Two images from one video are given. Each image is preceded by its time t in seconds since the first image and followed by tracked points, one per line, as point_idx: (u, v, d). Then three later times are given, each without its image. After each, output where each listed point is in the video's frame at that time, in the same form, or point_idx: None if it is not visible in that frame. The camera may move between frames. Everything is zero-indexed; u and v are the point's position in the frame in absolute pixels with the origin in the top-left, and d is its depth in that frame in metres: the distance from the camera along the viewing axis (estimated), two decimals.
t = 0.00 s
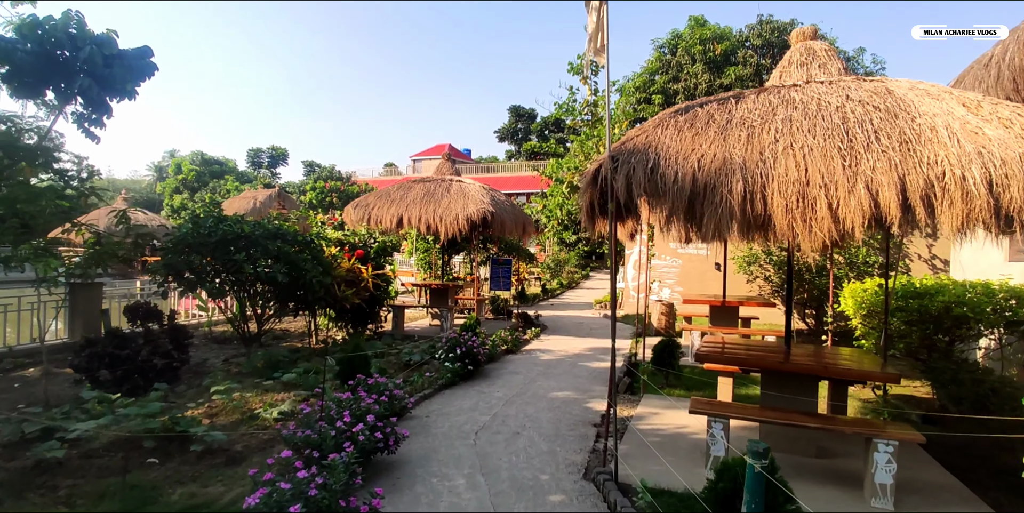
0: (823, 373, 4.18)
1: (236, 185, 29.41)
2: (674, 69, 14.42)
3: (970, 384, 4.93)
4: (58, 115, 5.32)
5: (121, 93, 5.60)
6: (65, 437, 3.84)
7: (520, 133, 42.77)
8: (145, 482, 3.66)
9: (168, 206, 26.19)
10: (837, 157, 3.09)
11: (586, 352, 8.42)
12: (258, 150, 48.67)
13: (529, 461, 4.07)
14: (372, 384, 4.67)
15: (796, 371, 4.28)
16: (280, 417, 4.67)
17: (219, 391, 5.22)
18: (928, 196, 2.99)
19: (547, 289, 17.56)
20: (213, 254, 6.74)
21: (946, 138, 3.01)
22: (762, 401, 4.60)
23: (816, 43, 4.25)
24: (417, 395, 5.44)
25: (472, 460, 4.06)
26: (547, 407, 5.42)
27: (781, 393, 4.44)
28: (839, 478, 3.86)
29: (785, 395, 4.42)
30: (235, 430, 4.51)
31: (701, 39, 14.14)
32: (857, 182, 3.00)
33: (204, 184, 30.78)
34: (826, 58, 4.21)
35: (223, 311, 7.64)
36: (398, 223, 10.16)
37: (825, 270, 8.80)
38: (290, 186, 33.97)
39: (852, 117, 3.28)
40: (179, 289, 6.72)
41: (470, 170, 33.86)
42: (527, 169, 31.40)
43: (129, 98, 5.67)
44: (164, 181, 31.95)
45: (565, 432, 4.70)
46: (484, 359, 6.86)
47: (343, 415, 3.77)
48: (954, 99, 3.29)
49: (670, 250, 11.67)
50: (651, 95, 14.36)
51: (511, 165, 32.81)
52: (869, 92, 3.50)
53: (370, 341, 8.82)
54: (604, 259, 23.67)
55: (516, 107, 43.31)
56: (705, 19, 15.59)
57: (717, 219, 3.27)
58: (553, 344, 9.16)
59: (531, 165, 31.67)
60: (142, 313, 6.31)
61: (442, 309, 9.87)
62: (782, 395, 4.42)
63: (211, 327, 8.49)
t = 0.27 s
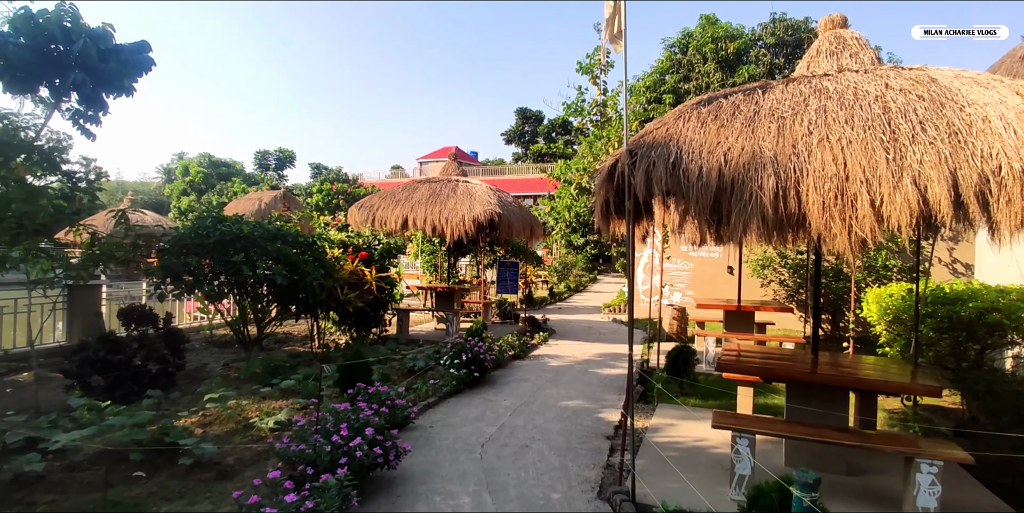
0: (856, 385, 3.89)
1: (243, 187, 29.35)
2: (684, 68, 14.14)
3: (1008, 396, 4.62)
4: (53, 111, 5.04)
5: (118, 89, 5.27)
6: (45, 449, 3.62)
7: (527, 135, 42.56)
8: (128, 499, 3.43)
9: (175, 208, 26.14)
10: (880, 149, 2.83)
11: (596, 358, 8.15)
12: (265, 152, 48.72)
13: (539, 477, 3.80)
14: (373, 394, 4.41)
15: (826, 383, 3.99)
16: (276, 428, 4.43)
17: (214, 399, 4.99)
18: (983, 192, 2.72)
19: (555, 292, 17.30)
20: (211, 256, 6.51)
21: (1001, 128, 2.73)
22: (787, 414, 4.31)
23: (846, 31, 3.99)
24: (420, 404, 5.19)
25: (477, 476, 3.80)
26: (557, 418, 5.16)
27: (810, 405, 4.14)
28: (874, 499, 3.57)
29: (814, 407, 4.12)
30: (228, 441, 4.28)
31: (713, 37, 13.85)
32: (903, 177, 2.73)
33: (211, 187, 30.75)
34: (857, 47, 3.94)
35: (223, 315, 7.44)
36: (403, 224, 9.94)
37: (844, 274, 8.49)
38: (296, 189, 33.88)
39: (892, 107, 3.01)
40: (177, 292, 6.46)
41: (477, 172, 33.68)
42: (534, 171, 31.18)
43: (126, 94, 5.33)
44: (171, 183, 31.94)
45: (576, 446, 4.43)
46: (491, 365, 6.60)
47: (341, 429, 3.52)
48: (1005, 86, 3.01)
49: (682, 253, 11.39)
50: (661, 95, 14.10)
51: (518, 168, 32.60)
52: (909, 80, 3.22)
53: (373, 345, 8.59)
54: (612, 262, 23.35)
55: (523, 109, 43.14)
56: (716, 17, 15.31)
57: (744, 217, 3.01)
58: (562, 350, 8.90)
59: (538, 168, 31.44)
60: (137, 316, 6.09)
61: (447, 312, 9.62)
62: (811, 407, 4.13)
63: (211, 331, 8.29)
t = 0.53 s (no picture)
0: (892, 404, 3.60)
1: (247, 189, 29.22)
2: (693, 69, 13.89)
3: None
4: (44, 112, 4.74)
5: (110, 87, 4.98)
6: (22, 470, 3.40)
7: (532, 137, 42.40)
8: None
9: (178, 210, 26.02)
10: (926, 149, 2.64)
11: (604, 366, 7.90)
12: (269, 153, 48.67)
13: (547, 501, 3.56)
14: (371, 409, 4.17)
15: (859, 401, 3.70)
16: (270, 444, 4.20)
17: (206, 412, 4.78)
18: None
19: (561, 296, 17.04)
20: (206, 260, 6.30)
21: None
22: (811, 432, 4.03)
23: (878, 23, 3.74)
24: (422, 417, 4.94)
25: (482, 499, 3.56)
26: (565, 432, 4.90)
27: (839, 423, 3.86)
28: None
29: (844, 425, 3.84)
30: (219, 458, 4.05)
31: (722, 37, 13.60)
32: (954, 179, 2.55)
33: (215, 189, 30.64)
34: (889, 39, 3.69)
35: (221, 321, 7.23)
36: (406, 227, 9.71)
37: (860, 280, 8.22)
38: (301, 191, 33.73)
39: (940, 103, 2.79)
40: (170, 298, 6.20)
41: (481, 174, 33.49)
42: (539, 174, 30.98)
43: (119, 92, 5.02)
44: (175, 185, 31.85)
45: (587, 465, 4.18)
46: (496, 374, 6.36)
47: (335, 451, 3.27)
48: None
49: (691, 257, 11.13)
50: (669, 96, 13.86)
51: (523, 170, 32.39)
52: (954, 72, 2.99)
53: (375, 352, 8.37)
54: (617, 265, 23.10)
55: (528, 111, 42.94)
56: (726, 17, 15.06)
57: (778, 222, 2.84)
58: (569, 357, 8.65)
59: (543, 170, 31.21)
60: (128, 323, 5.87)
61: (451, 318, 9.39)
62: (840, 425, 3.85)
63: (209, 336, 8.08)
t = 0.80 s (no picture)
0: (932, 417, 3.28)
1: (246, 190, 29.02)
2: (699, 66, 13.68)
3: None
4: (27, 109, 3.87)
5: (98, 83, 4.01)
6: None
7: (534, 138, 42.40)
8: None
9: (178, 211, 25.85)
10: (983, 138, 2.54)
11: (612, 372, 7.64)
12: (270, 154, 48.55)
13: None
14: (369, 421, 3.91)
15: (894, 413, 3.41)
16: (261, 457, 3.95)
17: (196, 422, 4.52)
18: None
19: (564, 298, 16.80)
20: (199, 262, 6.04)
21: None
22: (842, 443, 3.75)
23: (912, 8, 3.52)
24: (423, 429, 4.67)
25: None
26: (574, 443, 4.65)
27: (870, 436, 3.58)
28: None
29: (875, 438, 3.56)
30: (206, 475, 3.79)
31: (729, 35, 13.35)
32: (1015, 170, 2.46)
33: (215, 190, 30.44)
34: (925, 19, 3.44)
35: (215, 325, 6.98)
36: (406, 228, 9.46)
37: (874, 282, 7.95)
38: (301, 191, 33.52)
39: (995, 89, 2.66)
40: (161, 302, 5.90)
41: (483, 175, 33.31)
42: (541, 174, 30.79)
43: (111, 89, 4.09)
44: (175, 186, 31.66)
45: (599, 480, 3.92)
46: (500, 380, 6.10)
47: (330, 470, 3.04)
48: None
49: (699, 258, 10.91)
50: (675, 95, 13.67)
51: (524, 171, 32.17)
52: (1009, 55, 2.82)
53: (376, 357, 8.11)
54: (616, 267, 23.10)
55: (529, 112, 42.82)
56: (732, 14, 14.85)
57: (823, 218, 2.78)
58: (574, 361, 8.40)
59: (545, 171, 31.00)
60: (116, 328, 5.60)
61: (453, 321, 9.13)
62: (871, 438, 3.57)
63: (204, 341, 7.83)
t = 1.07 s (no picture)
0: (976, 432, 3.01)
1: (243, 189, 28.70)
2: (702, 61, 13.44)
3: None
4: None
5: (82, 76, 3.47)
6: None
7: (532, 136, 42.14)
8: None
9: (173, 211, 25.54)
10: None
11: (618, 375, 7.39)
12: (267, 154, 48.12)
13: None
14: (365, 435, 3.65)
15: (935, 427, 3.14)
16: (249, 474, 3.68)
17: (181, 435, 4.24)
18: None
19: (564, 298, 16.54)
20: (187, 264, 5.75)
21: None
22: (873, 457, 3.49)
23: None
24: (423, 441, 4.40)
25: None
26: (584, 454, 4.39)
27: (906, 449, 3.31)
28: None
29: (912, 452, 3.29)
30: (190, 495, 3.52)
31: (733, 29, 13.11)
32: None
33: (211, 189, 30.11)
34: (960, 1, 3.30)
35: (205, 329, 6.70)
36: (405, 227, 9.18)
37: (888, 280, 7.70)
38: (298, 191, 33.19)
39: None
40: (148, 306, 5.63)
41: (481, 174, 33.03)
42: (540, 172, 30.54)
43: (94, 83, 3.53)
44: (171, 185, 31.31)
45: (613, 496, 3.66)
46: (503, 386, 5.84)
47: (324, 493, 2.77)
48: None
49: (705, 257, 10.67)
50: (678, 90, 13.45)
51: (523, 169, 31.90)
52: None
53: (373, 361, 7.85)
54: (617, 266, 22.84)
55: (528, 110, 42.57)
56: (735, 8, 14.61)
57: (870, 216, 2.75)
58: (579, 364, 8.15)
59: (543, 169, 30.74)
60: (98, 333, 5.30)
61: (453, 322, 8.86)
62: (907, 453, 3.30)
63: (195, 345, 7.55)
